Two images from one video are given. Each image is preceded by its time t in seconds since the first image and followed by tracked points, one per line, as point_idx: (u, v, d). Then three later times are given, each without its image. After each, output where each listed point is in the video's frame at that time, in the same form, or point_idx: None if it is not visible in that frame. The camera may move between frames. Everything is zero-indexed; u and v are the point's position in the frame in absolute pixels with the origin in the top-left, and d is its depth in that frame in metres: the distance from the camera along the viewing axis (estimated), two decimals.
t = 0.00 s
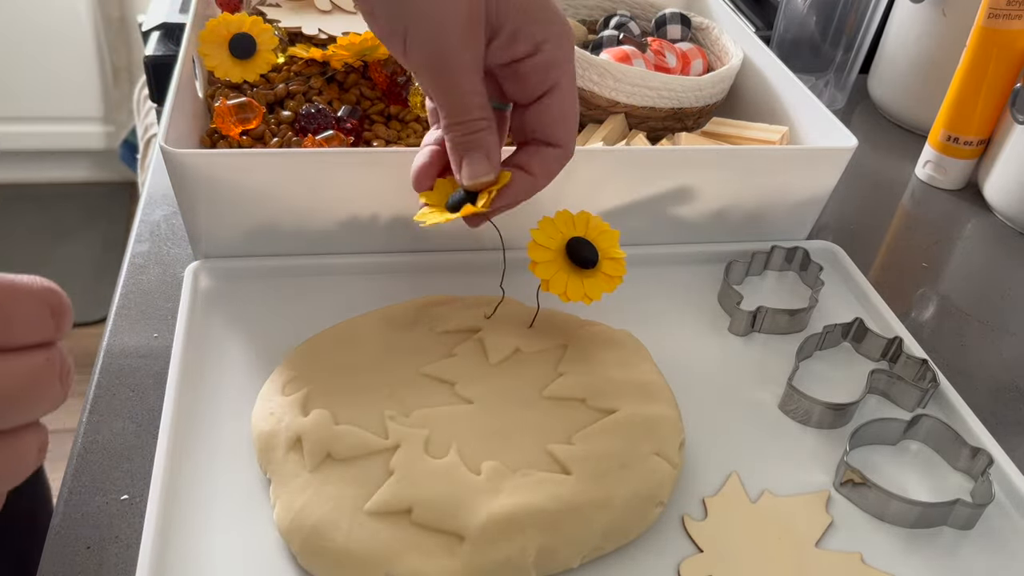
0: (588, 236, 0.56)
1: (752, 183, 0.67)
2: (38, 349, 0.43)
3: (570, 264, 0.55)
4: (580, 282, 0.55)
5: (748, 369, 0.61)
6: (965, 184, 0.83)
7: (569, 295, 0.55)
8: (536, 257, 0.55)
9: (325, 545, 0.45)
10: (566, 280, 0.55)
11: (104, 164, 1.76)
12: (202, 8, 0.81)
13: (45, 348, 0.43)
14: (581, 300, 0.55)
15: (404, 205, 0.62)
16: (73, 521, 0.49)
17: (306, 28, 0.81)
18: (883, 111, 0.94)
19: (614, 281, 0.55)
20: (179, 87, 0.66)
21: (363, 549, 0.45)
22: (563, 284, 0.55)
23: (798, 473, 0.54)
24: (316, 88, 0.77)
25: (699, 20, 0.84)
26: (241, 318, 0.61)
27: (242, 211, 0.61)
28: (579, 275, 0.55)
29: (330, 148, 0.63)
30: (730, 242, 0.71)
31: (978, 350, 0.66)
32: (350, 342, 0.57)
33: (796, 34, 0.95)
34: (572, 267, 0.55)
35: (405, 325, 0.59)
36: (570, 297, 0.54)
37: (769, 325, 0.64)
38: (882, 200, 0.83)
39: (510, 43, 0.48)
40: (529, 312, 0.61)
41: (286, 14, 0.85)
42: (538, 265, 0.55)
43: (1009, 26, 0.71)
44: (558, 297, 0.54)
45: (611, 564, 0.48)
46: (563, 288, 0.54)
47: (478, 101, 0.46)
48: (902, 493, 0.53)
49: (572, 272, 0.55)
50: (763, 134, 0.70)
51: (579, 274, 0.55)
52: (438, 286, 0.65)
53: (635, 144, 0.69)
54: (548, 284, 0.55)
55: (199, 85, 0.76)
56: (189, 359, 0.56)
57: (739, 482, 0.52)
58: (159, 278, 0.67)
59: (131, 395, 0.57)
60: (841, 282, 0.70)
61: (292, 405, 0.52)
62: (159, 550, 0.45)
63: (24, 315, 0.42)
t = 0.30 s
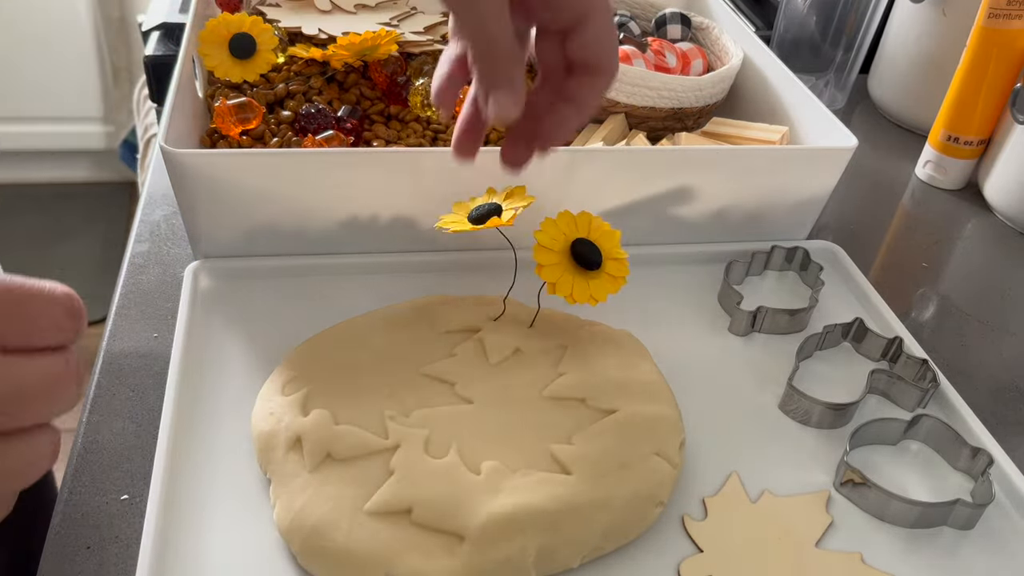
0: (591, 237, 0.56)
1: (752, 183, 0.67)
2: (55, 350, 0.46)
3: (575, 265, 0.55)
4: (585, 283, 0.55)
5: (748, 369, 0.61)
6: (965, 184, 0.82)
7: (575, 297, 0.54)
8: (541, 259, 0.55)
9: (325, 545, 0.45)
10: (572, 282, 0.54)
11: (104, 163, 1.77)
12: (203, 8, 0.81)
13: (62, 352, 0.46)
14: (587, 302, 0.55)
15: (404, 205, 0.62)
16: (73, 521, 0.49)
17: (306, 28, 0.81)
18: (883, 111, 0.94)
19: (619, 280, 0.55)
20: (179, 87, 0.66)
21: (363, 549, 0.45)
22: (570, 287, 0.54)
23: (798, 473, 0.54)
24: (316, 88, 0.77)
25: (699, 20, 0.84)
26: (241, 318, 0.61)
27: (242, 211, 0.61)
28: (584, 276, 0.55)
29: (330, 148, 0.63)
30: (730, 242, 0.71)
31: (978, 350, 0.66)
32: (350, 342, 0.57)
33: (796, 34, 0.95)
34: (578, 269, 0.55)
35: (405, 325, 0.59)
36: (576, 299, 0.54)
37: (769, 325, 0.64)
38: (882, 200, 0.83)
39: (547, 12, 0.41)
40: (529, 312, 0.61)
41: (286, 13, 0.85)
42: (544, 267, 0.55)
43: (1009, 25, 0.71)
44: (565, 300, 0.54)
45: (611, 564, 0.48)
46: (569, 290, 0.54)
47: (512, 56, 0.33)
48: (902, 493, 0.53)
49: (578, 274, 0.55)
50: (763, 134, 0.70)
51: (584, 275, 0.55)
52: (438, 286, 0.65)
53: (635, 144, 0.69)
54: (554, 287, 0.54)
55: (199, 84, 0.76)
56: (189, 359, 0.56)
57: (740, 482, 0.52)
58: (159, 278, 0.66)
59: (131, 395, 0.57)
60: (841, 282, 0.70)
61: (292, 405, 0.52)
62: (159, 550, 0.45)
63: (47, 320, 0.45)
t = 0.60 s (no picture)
0: (593, 238, 0.56)
1: (752, 184, 0.67)
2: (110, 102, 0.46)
3: (578, 267, 0.55)
4: (588, 284, 0.55)
5: (748, 369, 0.61)
6: (965, 184, 0.82)
7: (579, 298, 0.54)
8: (542, 261, 0.55)
9: (326, 544, 0.45)
10: (575, 283, 0.54)
11: (105, 163, 1.77)
12: (203, 9, 0.81)
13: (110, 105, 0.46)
14: (590, 303, 0.55)
15: (404, 205, 0.62)
16: (73, 522, 0.49)
17: (306, 28, 0.81)
18: (883, 112, 0.94)
19: (622, 280, 0.55)
20: (179, 86, 0.66)
21: (363, 549, 0.45)
22: (573, 288, 0.54)
23: (798, 473, 0.54)
24: (316, 88, 0.77)
25: (699, 20, 0.84)
26: (240, 319, 0.61)
27: (242, 211, 0.61)
28: (586, 277, 0.55)
29: (330, 148, 0.63)
30: (730, 242, 0.71)
31: (978, 350, 0.66)
32: (350, 342, 0.57)
33: (796, 34, 0.95)
34: (581, 270, 0.55)
35: (405, 324, 0.59)
36: (580, 300, 0.54)
37: (769, 326, 0.64)
38: (882, 200, 0.83)
39: None
40: (529, 312, 0.61)
41: (286, 13, 0.85)
42: (548, 270, 0.55)
43: (1009, 25, 0.71)
44: (569, 301, 0.54)
45: (611, 564, 0.48)
46: (572, 291, 0.54)
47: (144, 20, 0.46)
48: (902, 493, 0.53)
49: (581, 274, 0.55)
50: (763, 134, 0.70)
51: (586, 276, 0.55)
52: (438, 286, 0.65)
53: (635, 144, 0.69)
54: (558, 288, 0.54)
55: (199, 84, 0.76)
56: (189, 360, 0.56)
57: (739, 482, 0.52)
58: (159, 278, 0.67)
59: (131, 395, 0.57)
60: (841, 282, 0.70)
61: (292, 405, 0.52)
62: (159, 549, 0.45)
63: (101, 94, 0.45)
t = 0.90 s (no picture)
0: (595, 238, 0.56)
1: (752, 184, 0.67)
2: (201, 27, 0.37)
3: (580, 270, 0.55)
4: (590, 285, 0.55)
5: (748, 369, 0.61)
6: (965, 184, 0.82)
7: (581, 300, 0.55)
8: (545, 263, 0.55)
9: (326, 544, 0.45)
10: (578, 284, 0.55)
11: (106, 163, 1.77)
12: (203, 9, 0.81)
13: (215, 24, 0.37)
14: (593, 303, 0.55)
15: (404, 205, 0.62)
16: (73, 522, 0.49)
17: (306, 28, 0.81)
18: (883, 111, 0.94)
19: (621, 281, 0.55)
20: (179, 87, 0.66)
21: (363, 548, 0.45)
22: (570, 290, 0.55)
23: (798, 473, 0.54)
24: (316, 88, 0.77)
25: (699, 20, 0.84)
26: (240, 318, 0.61)
27: (242, 211, 0.61)
28: (589, 278, 0.55)
29: (330, 148, 0.63)
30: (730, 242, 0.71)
31: (978, 350, 0.66)
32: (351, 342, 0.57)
33: (796, 34, 0.95)
34: (582, 272, 0.55)
35: (405, 324, 0.59)
36: (583, 301, 0.55)
37: (769, 326, 0.64)
38: (882, 200, 0.83)
39: None
40: (528, 312, 0.61)
41: (286, 13, 0.85)
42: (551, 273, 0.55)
43: (1009, 25, 0.71)
44: (572, 303, 0.54)
45: (611, 564, 0.48)
46: (575, 292, 0.55)
47: None
48: (902, 493, 0.53)
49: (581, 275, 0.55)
50: (763, 134, 0.70)
51: (588, 277, 0.55)
52: (438, 286, 0.65)
53: (635, 144, 0.69)
54: (560, 290, 0.55)
55: (199, 84, 0.76)
56: (189, 360, 0.56)
57: (739, 482, 0.53)
58: (159, 278, 0.67)
59: (131, 395, 0.57)
60: (841, 282, 0.71)
61: (292, 405, 0.52)
62: (159, 549, 0.45)
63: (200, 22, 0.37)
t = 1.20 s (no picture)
0: (596, 239, 0.56)
1: (753, 184, 0.67)
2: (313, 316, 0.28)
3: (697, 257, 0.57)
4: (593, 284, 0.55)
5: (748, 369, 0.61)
6: (965, 183, 0.82)
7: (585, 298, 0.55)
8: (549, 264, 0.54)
9: (325, 544, 0.45)
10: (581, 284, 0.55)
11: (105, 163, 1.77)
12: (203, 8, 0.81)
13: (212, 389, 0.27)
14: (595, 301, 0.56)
15: (404, 204, 0.62)
16: (72, 522, 0.49)
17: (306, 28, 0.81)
18: (883, 112, 0.94)
19: (756, 266, 0.58)
20: (179, 87, 0.66)
21: (362, 549, 0.45)
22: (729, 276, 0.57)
23: (799, 474, 0.54)
24: (316, 88, 0.77)
25: (699, 20, 0.84)
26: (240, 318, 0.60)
27: (242, 210, 0.60)
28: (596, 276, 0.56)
29: (331, 148, 0.63)
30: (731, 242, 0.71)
31: (978, 350, 0.66)
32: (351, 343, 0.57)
33: (796, 34, 0.95)
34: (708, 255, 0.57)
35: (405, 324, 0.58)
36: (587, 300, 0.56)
37: (768, 326, 0.64)
38: (882, 201, 0.83)
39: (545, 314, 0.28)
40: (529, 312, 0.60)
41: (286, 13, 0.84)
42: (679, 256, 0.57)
43: (1009, 25, 0.70)
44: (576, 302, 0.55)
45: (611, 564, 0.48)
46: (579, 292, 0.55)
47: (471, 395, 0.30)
48: (902, 493, 0.53)
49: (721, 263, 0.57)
50: (763, 134, 0.70)
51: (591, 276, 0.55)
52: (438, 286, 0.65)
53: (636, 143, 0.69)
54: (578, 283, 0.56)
55: (199, 84, 0.76)
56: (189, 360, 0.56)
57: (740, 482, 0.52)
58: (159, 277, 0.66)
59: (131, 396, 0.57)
60: (841, 282, 0.70)
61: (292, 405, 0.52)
62: (159, 549, 0.45)
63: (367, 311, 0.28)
